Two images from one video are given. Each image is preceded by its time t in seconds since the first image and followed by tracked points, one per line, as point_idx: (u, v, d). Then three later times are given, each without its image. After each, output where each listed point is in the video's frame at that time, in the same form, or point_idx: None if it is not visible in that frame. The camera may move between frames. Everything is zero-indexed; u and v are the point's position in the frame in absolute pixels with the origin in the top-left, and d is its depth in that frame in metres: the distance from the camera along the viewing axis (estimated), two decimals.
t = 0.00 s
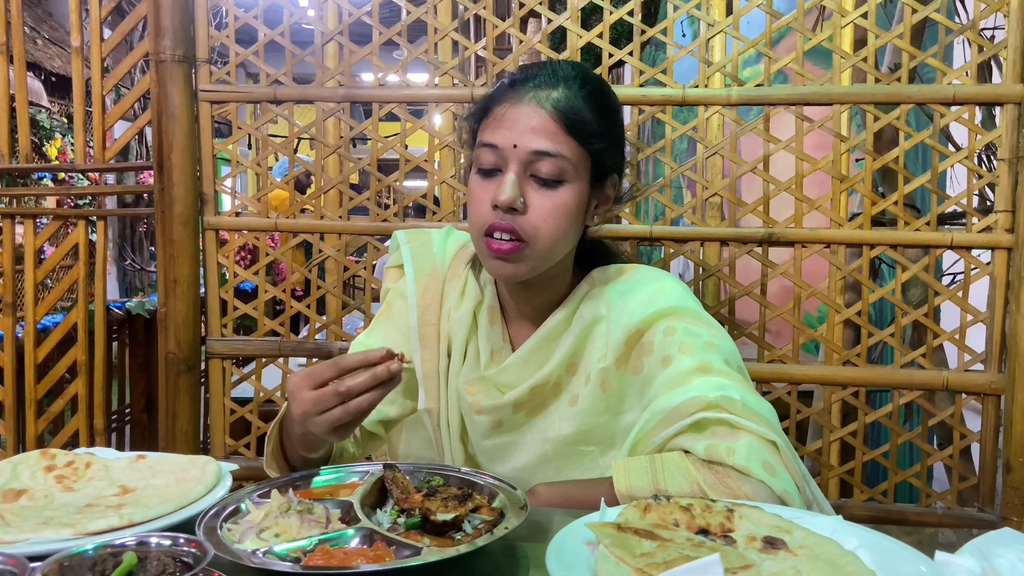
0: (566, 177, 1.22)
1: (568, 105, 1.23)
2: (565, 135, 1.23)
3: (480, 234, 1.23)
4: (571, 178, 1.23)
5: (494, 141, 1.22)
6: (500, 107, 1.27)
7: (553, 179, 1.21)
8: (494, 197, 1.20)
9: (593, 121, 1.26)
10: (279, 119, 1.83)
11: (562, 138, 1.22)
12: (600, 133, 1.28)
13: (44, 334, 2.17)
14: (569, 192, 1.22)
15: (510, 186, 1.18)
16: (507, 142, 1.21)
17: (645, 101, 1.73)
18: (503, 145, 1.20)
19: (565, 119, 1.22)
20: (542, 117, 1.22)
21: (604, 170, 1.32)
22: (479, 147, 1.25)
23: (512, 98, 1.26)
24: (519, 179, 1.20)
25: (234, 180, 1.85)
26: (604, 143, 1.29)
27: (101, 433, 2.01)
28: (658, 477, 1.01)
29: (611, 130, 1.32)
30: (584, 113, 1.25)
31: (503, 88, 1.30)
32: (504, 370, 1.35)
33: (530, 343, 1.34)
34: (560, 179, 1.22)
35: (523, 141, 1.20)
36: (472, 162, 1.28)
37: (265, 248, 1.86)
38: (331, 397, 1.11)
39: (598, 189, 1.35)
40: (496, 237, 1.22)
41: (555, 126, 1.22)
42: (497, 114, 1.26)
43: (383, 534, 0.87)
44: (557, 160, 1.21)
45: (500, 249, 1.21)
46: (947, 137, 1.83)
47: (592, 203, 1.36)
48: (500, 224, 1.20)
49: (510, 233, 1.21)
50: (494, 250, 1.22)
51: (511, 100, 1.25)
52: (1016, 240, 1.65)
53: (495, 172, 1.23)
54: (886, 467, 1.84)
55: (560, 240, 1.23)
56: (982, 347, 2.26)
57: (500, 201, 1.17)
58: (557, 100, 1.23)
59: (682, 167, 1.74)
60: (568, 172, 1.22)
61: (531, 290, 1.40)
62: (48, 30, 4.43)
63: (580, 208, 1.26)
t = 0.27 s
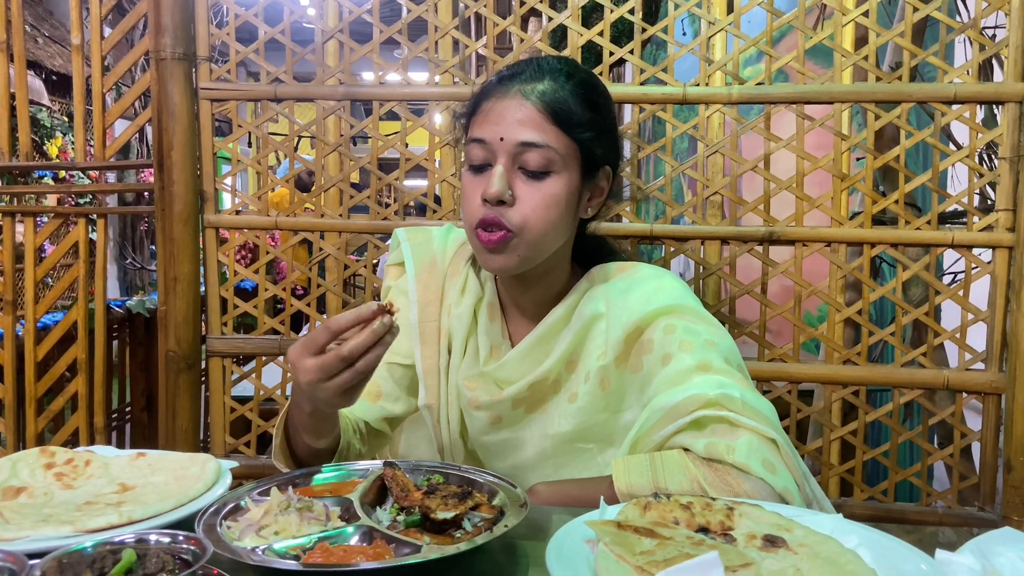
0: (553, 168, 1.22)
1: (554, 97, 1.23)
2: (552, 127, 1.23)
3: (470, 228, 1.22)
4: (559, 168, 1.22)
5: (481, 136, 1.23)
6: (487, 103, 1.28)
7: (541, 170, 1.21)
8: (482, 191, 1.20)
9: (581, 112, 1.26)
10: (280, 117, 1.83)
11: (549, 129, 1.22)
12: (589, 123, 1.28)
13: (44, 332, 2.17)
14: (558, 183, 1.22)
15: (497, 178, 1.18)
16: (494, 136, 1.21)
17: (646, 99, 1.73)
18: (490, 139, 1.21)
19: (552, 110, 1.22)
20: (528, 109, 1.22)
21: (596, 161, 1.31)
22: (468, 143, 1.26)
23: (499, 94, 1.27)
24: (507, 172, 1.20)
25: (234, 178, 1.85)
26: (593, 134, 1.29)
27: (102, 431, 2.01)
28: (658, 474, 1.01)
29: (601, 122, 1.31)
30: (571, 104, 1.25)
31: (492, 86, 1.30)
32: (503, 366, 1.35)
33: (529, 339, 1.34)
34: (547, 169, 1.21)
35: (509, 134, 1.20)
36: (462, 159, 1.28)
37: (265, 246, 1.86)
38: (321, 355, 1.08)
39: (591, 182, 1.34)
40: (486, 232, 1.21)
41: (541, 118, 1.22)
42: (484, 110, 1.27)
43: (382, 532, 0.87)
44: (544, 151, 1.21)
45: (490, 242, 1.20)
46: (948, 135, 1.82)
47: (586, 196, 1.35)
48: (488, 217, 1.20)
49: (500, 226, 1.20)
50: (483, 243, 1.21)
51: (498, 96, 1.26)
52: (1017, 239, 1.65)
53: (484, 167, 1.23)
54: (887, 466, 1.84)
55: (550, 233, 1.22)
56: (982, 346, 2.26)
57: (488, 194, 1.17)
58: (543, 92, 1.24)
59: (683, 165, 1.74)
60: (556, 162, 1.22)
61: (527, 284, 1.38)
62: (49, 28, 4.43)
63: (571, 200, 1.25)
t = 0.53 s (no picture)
0: (549, 177, 1.21)
1: (548, 105, 1.22)
2: (547, 136, 1.21)
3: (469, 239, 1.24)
4: (555, 177, 1.22)
5: (476, 145, 1.22)
6: (482, 110, 1.27)
7: (536, 181, 1.20)
8: (478, 202, 1.20)
9: (576, 119, 1.24)
10: (281, 115, 1.83)
11: (542, 139, 1.21)
12: (585, 129, 1.26)
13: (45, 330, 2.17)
14: (554, 193, 1.21)
15: (491, 191, 1.18)
16: (489, 146, 1.21)
17: (647, 98, 1.73)
18: (484, 149, 1.20)
19: (545, 119, 1.21)
20: (521, 119, 1.21)
21: (594, 166, 1.30)
22: (465, 151, 1.25)
23: (494, 101, 1.26)
24: (502, 183, 1.19)
25: (236, 176, 1.85)
26: (590, 139, 1.27)
27: (103, 429, 2.01)
28: (659, 473, 1.01)
29: (599, 125, 1.29)
30: (565, 111, 1.23)
31: (487, 92, 1.29)
32: (503, 365, 1.35)
33: (529, 338, 1.34)
34: (543, 180, 1.21)
35: (503, 145, 1.20)
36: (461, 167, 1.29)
37: (266, 244, 1.86)
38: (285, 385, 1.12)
39: (591, 185, 1.33)
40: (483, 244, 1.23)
41: (535, 127, 1.21)
42: (480, 118, 1.26)
43: (384, 529, 0.87)
44: (538, 162, 1.20)
45: (488, 254, 1.22)
46: (950, 134, 1.82)
47: (586, 199, 1.34)
48: (485, 230, 1.21)
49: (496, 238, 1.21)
50: (481, 255, 1.23)
51: (493, 104, 1.25)
52: (1018, 238, 1.65)
53: (481, 176, 1.23)
54: (888, 465, 1.84)
55: (547, 243, 1.23)
56: (983, 345, 2.26)
57: (483, 208, 1.17)
58: (537, 101, 1.22)
59: (684, 164, 1.73)
60: (552, 172, 1.21)
61: (529, 287, 1.38)
62: (49, 26, 4.43)
63: (568, 208, 1.25)
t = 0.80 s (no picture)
0: (539, 184, 1.21)
1: (538, 111, 1.20)
2: (537, 142, 1.20)
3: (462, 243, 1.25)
4: (545, 184, 1.21)
5: (467, 151, 1.23)
6: (474, 114, 1.26)
7: (526, 187, 1.20)
8: (469, 209, 1.21)
9: (567, 124, 1.22)
10: (283, 112, 1.83)
11: (533, 146, 1.20)
12: (578, 132, 1.24)
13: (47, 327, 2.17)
14: (544, 199, 1.21)
15: (481, 200, 1.18)
16: (479, 152, 1.21)
17: (649, 96, 1.72)
18: (475, 156, 1.20)
19: (534, 126, 1.19)
20: (510, 126, 1.20)
21: (589, 169, 1.29)
22: (458, 155, 1.26)
23: (486, 105, 1.25)
24: (492, 190, 1.20)
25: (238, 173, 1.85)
26: (583, 143, 1.25)
27: (105, 426, 2.01)
28: (661, 470, 1.01)
29: (593, 127, 1.27)
30: (556, 116, 1.21)
31: (481, 93, 1.28)
32: (502, 361, 1.35)
33: (528, 333, 1.34)
34: (533, 186, 1.20)
35: (493, 152, 1.19)
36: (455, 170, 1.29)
37: (268, 241, 1.86)
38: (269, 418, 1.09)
39: (586, 186, 1.32)
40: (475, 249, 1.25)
41: (525, 134, 1.20)
42: (472, 122, 1.26)
43: (386, 525, 0.88)
44: (528, 169, 1.19)
45: (480, 259, 1.24)
46: (953, 132, 1.82)
47: (582, 199, 1.34)
48: (476, 236, 1.22)
49: (487, 245, 1.22)
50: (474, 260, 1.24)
51: (484, 108, 1.24)
52: (1021, 236, 1.64)
53: (473, 181, 1.24)
54: (890, 463, 1.84)
55: (538, 248, 1.23)
56: (985, 343, 2.26)
57: (473, 216, 1.18)
58: (527, 106, 1.20)
59: (686, 161, 1.73)
60: (542, 178, 1.21)
61: (527, 283, 1.39)
62: (52, 24, 4.44)
63: (561, 212, 1.24)
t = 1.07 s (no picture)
0: (537, 182, 1.21)
1: (535, 109, 1.20)
2: (535, 140, 1.20)
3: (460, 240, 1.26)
4: (544, 181, 1.21)
5: (465, 149, 1.22)
6: (471, 112, 1.26)
7: (524, 185, 1.20)
8: (468, 206, 1.21)
9: (565, 122, 1.22)
10: (285, 111, 1.83)
11: (531, 144, 1.20)
12: (575, 130, 1.24)
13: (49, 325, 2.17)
14: (542, 197, 1.22)
15: (479, 198, 1.18)
16: (477, 150, 1.20)
17: (652, 94, 1.72)
18: (473, 154, 1.20)
19: (532, 124, 1.19)
20: (508, 124, 1.19)
21: (587, 167, 1.29)
22: (456, 153, 1.26)
23: (483, 102, 1.24)
24: (490, 188, 1.20)
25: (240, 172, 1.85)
26: (581, 141, 1.25)
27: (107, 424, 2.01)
28: (662, 469, 1.01)
29: (590, 125, 1.27)
30: (554, 114, 1.21)
31: (478, 91, 1.28)
32: (503, 360, 1.35)
33: (528, 332, 1.34)
34: (531, 184, 1.20)
35: (491, 150, 1.19)
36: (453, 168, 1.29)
37: (270, 240, 1.86)
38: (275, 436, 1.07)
39: (584, 183, 1.32)
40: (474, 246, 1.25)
41: (523, 132, 1.19)
42: (469, 120, 1.25)
43: (388, 523, 0.88)
44: (526, 167, 1.19)
45: (479, 256, 1.24)
46: (955, 131, 1.81)
47: (580, 197, 1.34)
48: (475, 233, 1.22)
49: (486, 241, 1.22)
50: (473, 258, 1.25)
51: (481, 106, 1.24)
52: (1023, 236, 1.64)
53: (472, 179, 1.24)
54: (891, 462, 1.84)
55: (537, 245, 1.24)
56: (987, 342, 2.25)
57: (471, 214, 1.18)
58: (525, 104, 1.20)
59: (688, 160, 1.73)
60: (540, 176, 1.21)
61: (527, 280, 1.39)
62: (54, 22, 4.44)
63: (559, 210, 1.25)
